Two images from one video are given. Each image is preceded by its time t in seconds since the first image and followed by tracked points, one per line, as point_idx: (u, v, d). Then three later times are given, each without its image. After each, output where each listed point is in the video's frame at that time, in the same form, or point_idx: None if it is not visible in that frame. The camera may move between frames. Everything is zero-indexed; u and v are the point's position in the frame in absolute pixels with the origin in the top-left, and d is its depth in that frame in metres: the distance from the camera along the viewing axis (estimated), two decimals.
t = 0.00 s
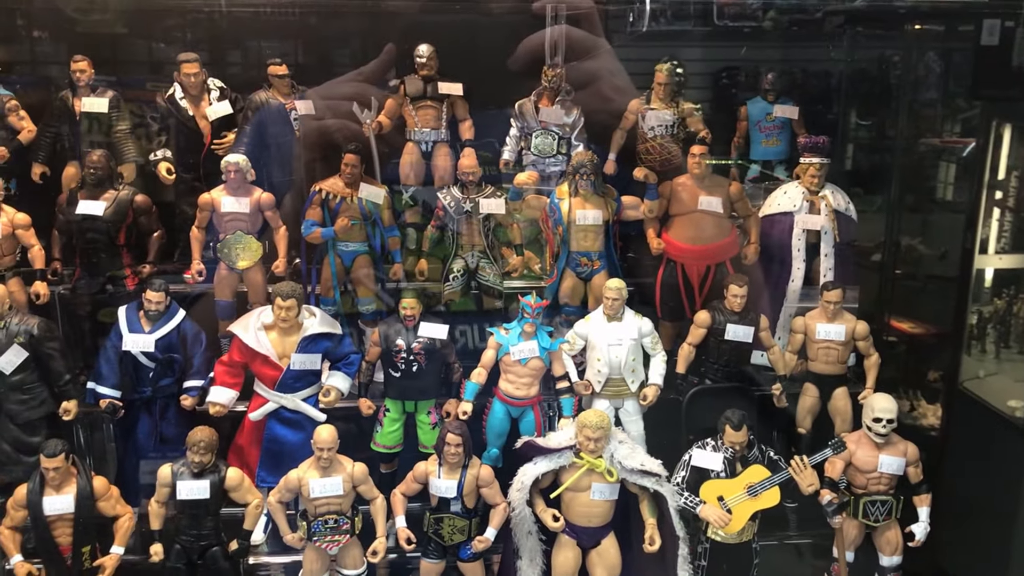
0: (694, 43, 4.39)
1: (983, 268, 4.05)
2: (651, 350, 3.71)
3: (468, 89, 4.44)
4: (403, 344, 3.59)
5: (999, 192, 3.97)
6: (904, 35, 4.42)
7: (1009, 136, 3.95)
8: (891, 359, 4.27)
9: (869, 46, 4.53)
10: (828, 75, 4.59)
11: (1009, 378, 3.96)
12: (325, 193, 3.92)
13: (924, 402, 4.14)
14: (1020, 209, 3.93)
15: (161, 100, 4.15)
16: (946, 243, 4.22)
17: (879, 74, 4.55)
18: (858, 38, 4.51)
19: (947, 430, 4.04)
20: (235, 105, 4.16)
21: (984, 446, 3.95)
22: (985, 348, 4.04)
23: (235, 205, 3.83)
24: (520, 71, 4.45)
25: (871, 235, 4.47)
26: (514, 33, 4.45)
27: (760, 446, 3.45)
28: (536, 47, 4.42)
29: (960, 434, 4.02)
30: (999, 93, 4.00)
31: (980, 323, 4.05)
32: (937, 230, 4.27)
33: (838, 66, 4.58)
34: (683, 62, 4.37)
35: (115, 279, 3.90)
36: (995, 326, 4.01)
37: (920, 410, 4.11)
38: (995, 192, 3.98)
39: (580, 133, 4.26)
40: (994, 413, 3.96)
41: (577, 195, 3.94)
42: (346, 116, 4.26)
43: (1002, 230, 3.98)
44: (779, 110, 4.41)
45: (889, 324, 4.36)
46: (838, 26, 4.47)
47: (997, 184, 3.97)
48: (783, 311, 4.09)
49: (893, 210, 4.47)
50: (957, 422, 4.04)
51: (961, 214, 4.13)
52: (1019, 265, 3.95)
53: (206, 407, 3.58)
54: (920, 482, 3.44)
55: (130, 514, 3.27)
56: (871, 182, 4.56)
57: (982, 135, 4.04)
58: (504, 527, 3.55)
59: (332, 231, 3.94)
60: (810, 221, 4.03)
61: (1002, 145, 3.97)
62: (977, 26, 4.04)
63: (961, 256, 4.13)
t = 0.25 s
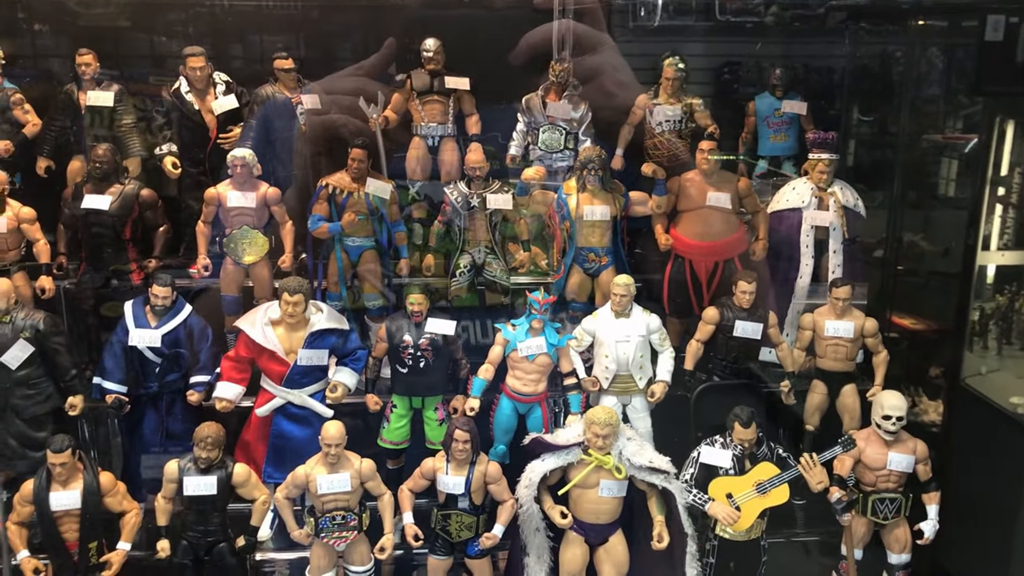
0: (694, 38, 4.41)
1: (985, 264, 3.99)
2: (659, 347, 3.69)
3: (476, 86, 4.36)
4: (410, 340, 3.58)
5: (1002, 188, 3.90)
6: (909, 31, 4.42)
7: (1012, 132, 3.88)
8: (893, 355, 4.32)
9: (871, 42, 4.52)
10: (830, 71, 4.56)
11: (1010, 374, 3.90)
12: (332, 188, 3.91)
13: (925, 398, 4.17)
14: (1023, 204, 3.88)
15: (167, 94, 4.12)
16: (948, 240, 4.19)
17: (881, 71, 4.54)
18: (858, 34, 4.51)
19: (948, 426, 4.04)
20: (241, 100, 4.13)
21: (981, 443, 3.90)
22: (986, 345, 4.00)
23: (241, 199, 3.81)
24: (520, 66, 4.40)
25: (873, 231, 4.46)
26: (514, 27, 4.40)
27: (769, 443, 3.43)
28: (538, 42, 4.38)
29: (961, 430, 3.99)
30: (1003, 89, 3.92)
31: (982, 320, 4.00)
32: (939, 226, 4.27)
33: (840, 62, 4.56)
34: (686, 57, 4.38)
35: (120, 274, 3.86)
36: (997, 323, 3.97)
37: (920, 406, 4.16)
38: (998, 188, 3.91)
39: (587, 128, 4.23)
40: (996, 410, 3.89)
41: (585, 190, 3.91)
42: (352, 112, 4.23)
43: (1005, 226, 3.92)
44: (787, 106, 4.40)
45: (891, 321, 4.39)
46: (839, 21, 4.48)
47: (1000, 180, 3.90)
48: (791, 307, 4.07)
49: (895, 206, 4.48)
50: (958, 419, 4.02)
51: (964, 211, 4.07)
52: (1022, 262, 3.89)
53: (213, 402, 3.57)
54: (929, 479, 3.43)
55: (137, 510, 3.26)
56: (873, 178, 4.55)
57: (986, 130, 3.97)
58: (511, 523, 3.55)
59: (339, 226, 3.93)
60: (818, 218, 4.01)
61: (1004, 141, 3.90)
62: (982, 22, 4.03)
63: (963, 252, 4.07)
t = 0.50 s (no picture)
0: (697, 31, 4.28)
1: (989, 259, 4.00)
2: (678, 341, 3.69)
3: (493, 79, 4.28)
4: (429, 334, 3.57)
5: (1006, 182, 3.93)
6: (910, 25, 4.34)
7: (1017, 126, 3.89)
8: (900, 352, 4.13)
9: (872, 36, 4.44)
10: (831, 65, 4.50)
11: (1015, 369, 3.92)
12: (349, 182, 3.90)
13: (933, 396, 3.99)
14: None
15: (183, 87, 4.09)
16: (951, 235, 4.16)
17: (881, 63, 4.47)
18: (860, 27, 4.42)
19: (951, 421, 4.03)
20: (257, 93, 4.10)
21: (995, 437, 3.86)
22: (989, 340, 4.02)
23: (258, 193, 3.80)
24: (520, 60, 4.29)
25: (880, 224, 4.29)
26: (507, 15, 4.26)
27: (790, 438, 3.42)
28: (538, 35, 4.28)
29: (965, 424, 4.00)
30: (1008, 84, 3.90)
31: (985, 314, 4.02)
32: (943, 221, 4.21)
33: (842, 56, 4.50)
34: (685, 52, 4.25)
35: (137, 268, 3.89)
36: (1000, 317, 3.98)
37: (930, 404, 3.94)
38: (1002, 183, 3.94)
39: (603, 122, 4.24)
40: (1000, 404, 3.89)
41: (602, 184, 3.91)
42: (368, 107, 4.18)
43: (1009, 221, 3.93)
44: (804, 100, 4.38)
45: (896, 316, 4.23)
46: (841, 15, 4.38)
47: (1004, 175, 3.94)
48: (809, 301, 4.03)
49: (899, 200, 4.37)
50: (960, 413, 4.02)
51: (966, 205, 4.09)
52: None
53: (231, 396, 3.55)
54: (949, 474, 3.43)
55: (157, 504, 3.26)
56: (877, 172, 4.45)
57: (990, 126, 3.97)
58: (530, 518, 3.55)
59: (357, 221, 3.93)
60: (835, 212, 4.00)
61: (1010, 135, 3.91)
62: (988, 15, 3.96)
63: (966, 248, 4.08)
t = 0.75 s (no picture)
0: (702, 24, 4.27)
1: (993, 252, 4.12)
2: (717, 336, 3.67)
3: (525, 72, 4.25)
4: (470, 328, 3.59)
5: (1011, 176, 4.07)
6: (921, 22, 4.36)
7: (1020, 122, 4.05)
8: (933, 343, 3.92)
9: (878, 29, 4.38)
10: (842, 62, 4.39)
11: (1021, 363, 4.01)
12: (387, 176, 3.90)
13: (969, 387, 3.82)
14: None
15: (217, 80, 4.04)
16: (956, 229, 4.23)
17: (889, 60, 4.44)
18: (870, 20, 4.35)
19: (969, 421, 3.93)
20: (291, 86, 4.08)
21: (1005, 432, 3.83)
22: (995, 334, 4.08)
23: (296, 186, 3.79)
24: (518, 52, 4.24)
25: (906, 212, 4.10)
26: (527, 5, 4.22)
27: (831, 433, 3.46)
28: (537, 29, 4.22)
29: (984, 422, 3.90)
30: (1013, 78, 4.06)
31: (991, 308, 4.10)
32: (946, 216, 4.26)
33: (847, 49, 4.40)
34: (686, 44, 4.24)
35: (173, 262, 3.86)
36: (1005, 311, 4.07)
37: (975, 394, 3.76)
38: (1007, 177, 4.08)
39: (637, 115, 4.20)
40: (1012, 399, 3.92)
41: (639, 178, 3.88)
42: (403, 101, 4.13)
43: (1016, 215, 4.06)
44: (838, 94, 4.36)
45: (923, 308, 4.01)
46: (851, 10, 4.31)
47: (1010, 169, 4.07)
48: (846, 295, 4.00)
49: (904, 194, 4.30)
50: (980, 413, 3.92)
51: (970, 199, 4.21)
52: None
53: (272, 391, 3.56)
54: (990, 469, 3.42)
55: (201, 498, 3.25)
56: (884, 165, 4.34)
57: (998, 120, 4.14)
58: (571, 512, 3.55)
59: (394, 215, 3.92)
60: (872, 206, 3.99)
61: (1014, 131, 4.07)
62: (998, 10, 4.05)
63: (971, 242, 4.17)
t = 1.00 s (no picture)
0: (694, 20, 4.32)
1: (992, 248, 4.10)
2: (745, 334, 3.68)
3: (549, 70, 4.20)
4: (500, 327, 3.60)
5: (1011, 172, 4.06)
6: (921, 15, 4.34)
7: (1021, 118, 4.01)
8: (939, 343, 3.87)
9: (874, 24, 4.35)
10: (837, 55, 4.37)
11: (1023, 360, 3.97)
12: (415, 174, 3.88)
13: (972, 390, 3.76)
14: None
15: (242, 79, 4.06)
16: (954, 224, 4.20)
17: (890, 56, 4.42)
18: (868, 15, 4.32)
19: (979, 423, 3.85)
20: (316, 85, 4.05)
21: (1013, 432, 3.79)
22: (995, 329, 4.07)
23: (324, 185, 3.79)
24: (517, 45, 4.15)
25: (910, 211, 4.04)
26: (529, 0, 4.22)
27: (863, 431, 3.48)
28: (531, 24, 4.18)
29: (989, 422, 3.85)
30: (1012, 74, 4.01)
31: (991, 304, 4.08)
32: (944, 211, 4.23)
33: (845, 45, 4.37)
34: (684, 41, 4.31)
35: (201, 259, 3.85)
36: (1005, 307, 4.07)
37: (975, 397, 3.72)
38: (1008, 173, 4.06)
39: (661, 113, 4.21)
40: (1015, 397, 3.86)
41: (666, 176, 3.87)
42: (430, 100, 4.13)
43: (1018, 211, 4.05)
44: (861, 92, 4.37)
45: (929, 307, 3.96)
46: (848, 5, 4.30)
47: (1011, 165, 4.05)
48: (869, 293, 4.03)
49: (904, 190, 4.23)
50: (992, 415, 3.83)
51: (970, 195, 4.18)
52: None
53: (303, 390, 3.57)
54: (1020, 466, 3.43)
55: (234, 497, 3.23)
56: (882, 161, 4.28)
57: (999, 115, 4.08)
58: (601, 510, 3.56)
59: (422, 213, 3.90)
60: (897, 204, 4.00)
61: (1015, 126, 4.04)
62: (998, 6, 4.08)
63: (971, 238, 4.14)
